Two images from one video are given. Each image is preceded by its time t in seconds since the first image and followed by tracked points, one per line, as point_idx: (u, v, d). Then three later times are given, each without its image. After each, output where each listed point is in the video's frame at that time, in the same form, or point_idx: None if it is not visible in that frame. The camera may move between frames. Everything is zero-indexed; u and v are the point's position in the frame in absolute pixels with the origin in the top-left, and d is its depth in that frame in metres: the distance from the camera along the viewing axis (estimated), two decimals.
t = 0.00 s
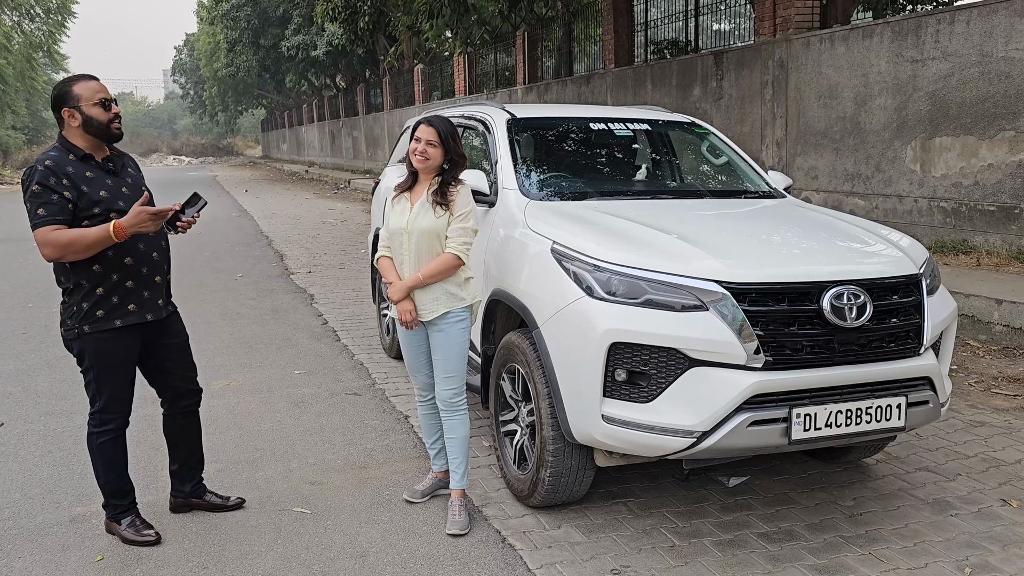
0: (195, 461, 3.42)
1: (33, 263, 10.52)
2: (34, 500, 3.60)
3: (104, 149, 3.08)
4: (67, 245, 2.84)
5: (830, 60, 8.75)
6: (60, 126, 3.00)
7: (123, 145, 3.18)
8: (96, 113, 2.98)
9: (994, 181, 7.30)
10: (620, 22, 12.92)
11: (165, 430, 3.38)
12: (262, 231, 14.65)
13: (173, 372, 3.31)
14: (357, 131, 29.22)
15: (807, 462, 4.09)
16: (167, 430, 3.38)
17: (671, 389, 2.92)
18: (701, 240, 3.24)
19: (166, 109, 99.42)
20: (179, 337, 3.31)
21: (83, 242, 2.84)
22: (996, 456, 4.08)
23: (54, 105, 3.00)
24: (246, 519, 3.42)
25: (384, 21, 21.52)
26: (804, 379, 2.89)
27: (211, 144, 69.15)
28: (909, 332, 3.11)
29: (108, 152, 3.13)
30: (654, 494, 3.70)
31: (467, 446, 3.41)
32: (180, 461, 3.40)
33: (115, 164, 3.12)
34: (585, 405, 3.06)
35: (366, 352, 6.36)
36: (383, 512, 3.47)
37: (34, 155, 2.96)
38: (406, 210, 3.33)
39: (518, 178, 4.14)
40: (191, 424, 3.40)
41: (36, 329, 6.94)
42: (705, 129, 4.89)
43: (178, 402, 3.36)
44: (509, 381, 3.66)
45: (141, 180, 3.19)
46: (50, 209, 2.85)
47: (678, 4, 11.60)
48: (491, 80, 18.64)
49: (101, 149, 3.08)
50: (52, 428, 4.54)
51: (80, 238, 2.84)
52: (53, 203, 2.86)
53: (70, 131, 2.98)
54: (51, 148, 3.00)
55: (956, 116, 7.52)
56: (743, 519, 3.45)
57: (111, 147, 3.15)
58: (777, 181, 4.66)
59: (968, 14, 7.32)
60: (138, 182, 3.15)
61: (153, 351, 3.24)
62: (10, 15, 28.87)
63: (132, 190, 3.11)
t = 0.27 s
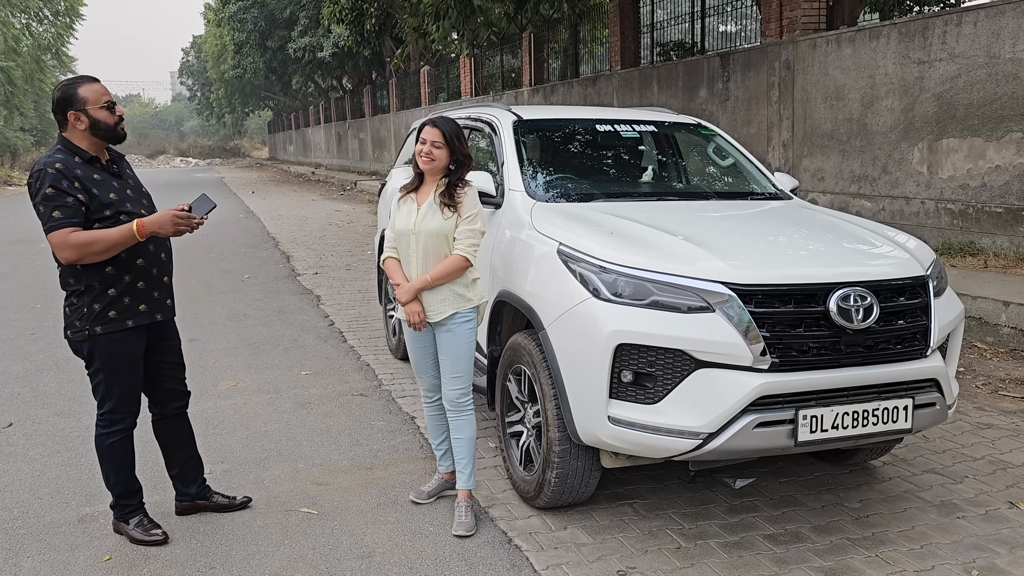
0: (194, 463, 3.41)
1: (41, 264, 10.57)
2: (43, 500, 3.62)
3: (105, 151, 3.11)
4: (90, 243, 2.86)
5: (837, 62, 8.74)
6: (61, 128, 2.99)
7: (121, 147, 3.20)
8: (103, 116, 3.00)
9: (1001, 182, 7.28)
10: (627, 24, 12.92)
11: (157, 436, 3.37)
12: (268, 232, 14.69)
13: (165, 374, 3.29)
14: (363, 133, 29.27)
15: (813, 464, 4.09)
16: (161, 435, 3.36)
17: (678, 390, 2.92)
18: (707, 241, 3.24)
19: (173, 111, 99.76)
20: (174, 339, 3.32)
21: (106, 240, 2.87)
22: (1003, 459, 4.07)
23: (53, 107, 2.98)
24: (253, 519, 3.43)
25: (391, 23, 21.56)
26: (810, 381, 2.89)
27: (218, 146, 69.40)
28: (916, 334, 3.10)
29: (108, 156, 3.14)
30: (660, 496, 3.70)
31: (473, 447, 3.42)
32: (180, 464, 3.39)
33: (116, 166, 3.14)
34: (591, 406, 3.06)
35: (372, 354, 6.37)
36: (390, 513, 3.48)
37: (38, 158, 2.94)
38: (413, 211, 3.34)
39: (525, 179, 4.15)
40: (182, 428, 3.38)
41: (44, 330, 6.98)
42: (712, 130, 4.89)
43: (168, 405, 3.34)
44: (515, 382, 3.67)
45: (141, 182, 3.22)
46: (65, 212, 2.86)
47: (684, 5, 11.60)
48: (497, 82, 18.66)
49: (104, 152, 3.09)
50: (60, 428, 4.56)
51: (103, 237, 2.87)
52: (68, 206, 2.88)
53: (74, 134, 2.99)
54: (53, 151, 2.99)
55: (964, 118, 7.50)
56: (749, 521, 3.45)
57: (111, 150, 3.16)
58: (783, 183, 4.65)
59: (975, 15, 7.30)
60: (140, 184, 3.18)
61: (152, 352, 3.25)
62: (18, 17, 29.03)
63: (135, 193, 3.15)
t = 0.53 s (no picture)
0: (202, 461, 3.43)
1: (50, 264, 10.63)
2: (53, 498, 3.64)
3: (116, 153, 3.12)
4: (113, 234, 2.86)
5: (845, 61, 8.72)
6: (74, 129, 3.00)
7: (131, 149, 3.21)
8: (117, 121, 3.02)
9: (1010, 182, 7.25)
10: (634, 23, 12.91)
11: (166, 435, 3.39)
12: (276, 232, 14.73)
13: (174, 372, 3.31)
14: (370, 133, 29.31)
15: (822, 464, 4.08)
16: (171, 434, 3.38)
17: (686, 389, 2.92)
18: (715, 240, 3.24)
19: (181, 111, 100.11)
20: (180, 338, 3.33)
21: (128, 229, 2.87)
22: (1013, 459, 4.06)
23: (66, 108, 2.99)
24: (262, 517, 3.44)
25: (398, 23, 21.59)
26: (819, 380, 2.89)
27: (226, 146, 69.60)
28: (925, 333, 3.10)
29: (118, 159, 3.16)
30: (668, 495, 3.70)
31: (481, 446, 3.43)
32: (189, 462, 3.41)
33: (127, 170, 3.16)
34: (599, 405, 3.07)
35: (380, 353, 6.39)
36: (399, 512, 3.49)
37: (52, 159, 2.95)
38: (422, 211, 3.35)
39: (532, 179, 4.16)
40: (189, 426, 3.40)
41: (54, 329, 7.02)
42: (719, 130, 4.89)
43: (177, 403, 3.35)
44: (523, 381, 3.67)
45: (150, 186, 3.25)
46: (85, 207, 2.87)
47: (691, 5, 11.59)
48: (504, 82, 18.67)
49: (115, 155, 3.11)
50: (71, 427, 4.59)
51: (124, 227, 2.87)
52: (88, 204, 2.89)
53: (87, 136, 3.01)
54: (66, 151, 2.99)
55: (972, 117, 7.48)
56: (757, 521, 3.45)
57: (121, 154, 3.17)
58: (791, 182, 4.65)
59: (984, 14, 7.28)
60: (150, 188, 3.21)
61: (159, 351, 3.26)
62: (28, 18, 29.17)
63: (145, 195, 3.17)
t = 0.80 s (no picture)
0: (211, 460, 3.44)
1: (60, 266, 10.68)
2: (65, 499, 3.66)
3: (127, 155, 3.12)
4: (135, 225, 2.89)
5: (852, 56, 8.68)
6: (87, 129, 3.00)
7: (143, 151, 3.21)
8: (132, 126, 3.01)
9: (1020, 176, 7.21)
10: (639, 21, 12.89)
11: (174, 436, 3.40)
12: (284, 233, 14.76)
13: (182, 373, 3.32)
14: (377, 133, 29.35)
15: (832, 461, 4.07)
16: (179, 435, 3.39)
17: (695, 387, 2.91)
18: (723, 237, 3.23)
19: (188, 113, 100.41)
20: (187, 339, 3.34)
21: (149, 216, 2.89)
22: None
23: (82, 110, 2.98)
24: (272, 517, 3.45)
25: (404, 23, 21.60)
26: (828, 376, 2.87)
27: (233, 147, 69.78)
28: (935, 329, 3.08)
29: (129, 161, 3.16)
30: (677, 493, 3.70)
31: (491, 445, 3.43)
32: (199, 461, 3.42)
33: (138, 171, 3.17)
34: (608, 403, 3.06)
35: (388, 352, 6.40)
36: (408, 511, 3.49)
37: (64, 159, 2.96)
38: (430, 211, 3.35)
39: (539, 177, 4.15)
40: (197, 426, 3.40)
41: (64, 331, 7.05)
42: (726, 126, 4.87)
43: (184, 404, 3.36)
44: (531, 379, 3.67)
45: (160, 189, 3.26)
46: (103, 208, 2.89)
47: (697, 2, 11.56)
48: (510, 80, 18.66)
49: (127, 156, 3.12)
50: (81, 428, 4.61)
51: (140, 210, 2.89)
52: (105, 204, 2.91)
53: (100, 138, 3.00)
54: (78, 152, 3.00)
55: (981, 111, 7.44)
56: (767, 518, 3.44)
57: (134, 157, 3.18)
58: (799, 178, 4.63)
59: (992, 8, 7.24)
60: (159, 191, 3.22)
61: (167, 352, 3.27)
62: (36, 21, 29.31)
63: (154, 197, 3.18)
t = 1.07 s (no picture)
0: (218, 464, 3.46)
1: (70, 271, 10.74)
2: (74, 503, 3.68)
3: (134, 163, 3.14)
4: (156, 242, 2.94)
5: (858, 53, 8.65)
6: (92, 138, 3.02)
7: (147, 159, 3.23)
8: (135, 129, 3.04)
9: None
10: (645, 20, 12.88)
11: (182, 441, 3.42)
12: (292, 235, 14.80)
13: (189, 377, 3.35)
14: (384, 134, 29.41)
15: (839, 460, 4.06)
16: (187, 440, 3.41)
17: (700, 387, 2.91)
18: (728, 237, 3.22)
19: (197, 116, 100.82)
20: (192, 345, 3.37)
21: (172, 231, 2.96)
22: None
23: (84, 118, 3.00)
24: (279, 520, 3.46)
25: (410, 24, 21.63)
26: (834, 376, 2.86)
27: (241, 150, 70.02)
28: (941, 327, 3.06)
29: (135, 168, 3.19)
30: (685, 493, 3.69)
31: (497, 446, 3.43)
32: (206, 465, 3.44)
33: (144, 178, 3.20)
34: (612, 404, 3.06)
35: (396, 354, 6.41)
36: (415, 513, 3.50)
37: (73, 169, 2.97)
38: (434, 213, 3.36)
39: (544, 178, 4.15)
40: (204, 430, 3.43)
41: (74, 336, 7.09)
42: (731, 125, 4.86)
43: (190, 408, 3.39)
44: (537, 381, 3.67)
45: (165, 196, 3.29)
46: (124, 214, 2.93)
47: None
48: (517, 81, 18.67)
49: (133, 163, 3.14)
50: (91, 432, 4.64)
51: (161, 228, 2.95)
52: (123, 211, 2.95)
53: (107, 145, 3.01)
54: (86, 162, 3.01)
55: (989, 106, 7.40)
56: (774, 518, 3.43)
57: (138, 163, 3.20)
58: (805, 176, 4.61)
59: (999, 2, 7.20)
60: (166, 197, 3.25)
61: (171, 358, 3.30)
62: (45, 27, 29.50)
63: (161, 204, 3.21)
